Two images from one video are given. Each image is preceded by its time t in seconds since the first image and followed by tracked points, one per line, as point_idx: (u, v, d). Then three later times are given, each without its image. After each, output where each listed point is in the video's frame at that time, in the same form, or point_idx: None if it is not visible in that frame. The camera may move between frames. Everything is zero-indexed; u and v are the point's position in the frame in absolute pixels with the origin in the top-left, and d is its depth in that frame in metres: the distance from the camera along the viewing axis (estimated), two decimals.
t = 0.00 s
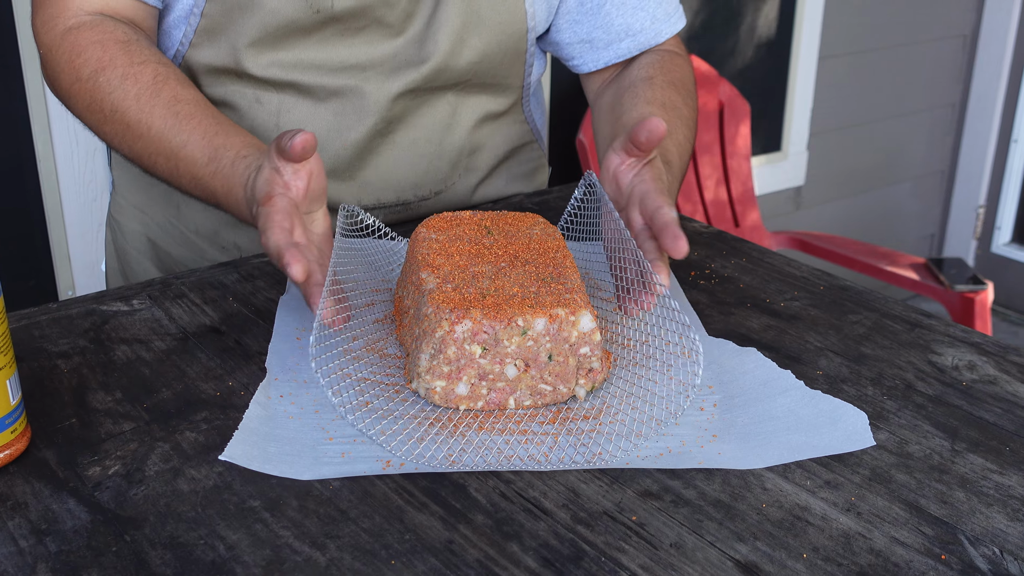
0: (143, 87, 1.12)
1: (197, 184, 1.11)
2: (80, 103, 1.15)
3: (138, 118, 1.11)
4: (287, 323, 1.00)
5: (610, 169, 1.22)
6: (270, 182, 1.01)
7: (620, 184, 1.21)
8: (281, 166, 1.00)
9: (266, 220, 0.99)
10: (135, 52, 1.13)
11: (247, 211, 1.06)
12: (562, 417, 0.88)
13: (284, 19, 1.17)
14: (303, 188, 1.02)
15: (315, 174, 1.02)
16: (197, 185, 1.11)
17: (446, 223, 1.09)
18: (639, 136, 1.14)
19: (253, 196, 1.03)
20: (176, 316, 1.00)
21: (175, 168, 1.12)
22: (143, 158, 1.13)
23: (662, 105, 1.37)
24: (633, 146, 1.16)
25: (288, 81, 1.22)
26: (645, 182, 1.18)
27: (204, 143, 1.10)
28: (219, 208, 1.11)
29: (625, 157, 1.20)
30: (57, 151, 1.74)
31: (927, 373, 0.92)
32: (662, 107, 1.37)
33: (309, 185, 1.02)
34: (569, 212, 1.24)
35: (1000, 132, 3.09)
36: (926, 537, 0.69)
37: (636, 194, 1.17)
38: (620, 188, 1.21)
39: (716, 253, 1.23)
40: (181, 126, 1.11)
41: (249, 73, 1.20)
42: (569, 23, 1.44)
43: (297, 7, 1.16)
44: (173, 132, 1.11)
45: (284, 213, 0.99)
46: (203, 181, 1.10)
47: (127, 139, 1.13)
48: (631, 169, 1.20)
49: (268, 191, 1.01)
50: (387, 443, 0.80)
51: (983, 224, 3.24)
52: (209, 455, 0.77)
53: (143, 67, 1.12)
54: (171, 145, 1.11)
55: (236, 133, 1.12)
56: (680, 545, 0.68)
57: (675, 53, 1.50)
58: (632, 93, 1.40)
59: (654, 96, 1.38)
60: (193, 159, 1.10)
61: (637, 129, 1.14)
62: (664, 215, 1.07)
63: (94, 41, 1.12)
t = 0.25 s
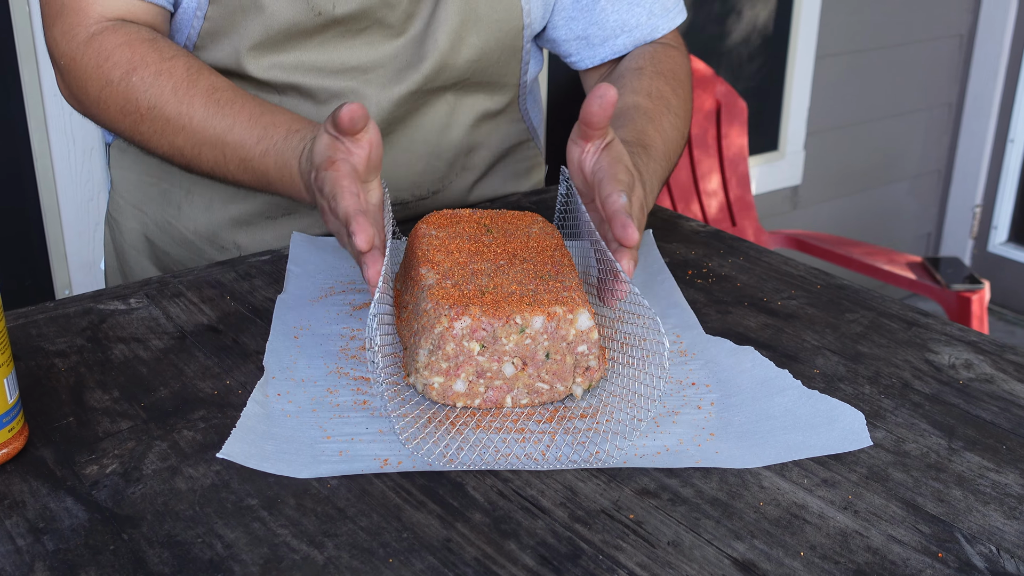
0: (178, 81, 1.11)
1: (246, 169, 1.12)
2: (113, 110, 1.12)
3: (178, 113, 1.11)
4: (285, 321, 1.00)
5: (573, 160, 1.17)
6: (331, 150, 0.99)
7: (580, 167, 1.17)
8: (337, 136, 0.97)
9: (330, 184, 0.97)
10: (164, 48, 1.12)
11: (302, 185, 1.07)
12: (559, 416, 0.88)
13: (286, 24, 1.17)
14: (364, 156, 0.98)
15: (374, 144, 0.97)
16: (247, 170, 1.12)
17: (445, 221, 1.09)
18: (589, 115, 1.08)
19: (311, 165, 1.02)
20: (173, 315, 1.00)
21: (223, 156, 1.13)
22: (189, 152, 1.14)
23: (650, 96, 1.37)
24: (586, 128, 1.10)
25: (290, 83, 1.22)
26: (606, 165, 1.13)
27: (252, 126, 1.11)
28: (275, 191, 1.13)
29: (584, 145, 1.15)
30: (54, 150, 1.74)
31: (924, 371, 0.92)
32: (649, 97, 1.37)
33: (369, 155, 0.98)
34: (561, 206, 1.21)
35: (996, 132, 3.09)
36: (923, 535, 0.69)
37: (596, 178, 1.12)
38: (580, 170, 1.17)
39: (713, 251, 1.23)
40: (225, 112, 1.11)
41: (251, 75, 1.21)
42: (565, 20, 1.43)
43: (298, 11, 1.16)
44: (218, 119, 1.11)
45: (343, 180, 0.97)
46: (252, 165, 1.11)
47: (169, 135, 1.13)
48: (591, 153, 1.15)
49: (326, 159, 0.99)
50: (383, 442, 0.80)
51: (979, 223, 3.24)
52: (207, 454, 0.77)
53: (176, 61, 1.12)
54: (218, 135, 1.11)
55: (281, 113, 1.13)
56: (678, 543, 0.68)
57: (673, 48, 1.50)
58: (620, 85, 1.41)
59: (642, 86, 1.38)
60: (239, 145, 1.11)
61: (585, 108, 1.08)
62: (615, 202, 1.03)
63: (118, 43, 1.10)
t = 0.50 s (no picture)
0: (159, 112, 1.12)
1: (212, 209, 1.11)
2: (99, 130, 1.15)
3: (155, 144, 1.12)
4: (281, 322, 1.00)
5: (616, 180, 1.18)
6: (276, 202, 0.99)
7: (625, 189, 1.18)
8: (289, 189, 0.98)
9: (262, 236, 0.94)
10: (149, 76, 1.13)
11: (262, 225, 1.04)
12: (555, 415, 0.88)
13: (284, 26, 1.17)
14: (311, 216, 1.00)
15: (325, 205, 1.00)
16: (214, 211, 1.11)
17: (439, 222, 1.09)
18: (645, 142, 1.09)
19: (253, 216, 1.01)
20: (169, 315, 1.00)
21: (194, 193, 1.12)
22: (162, 183, 1.14)
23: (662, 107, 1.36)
24: (638, 153, 1.12)
25: (288, 85, 1.22)
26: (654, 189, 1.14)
27: (221, 167, 1.10)
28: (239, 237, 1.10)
29: (631, 167, 1.16)
30: (50, 150, 1.73)
31: (919, 370, 0.92)
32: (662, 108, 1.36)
33: (317, 215, 1.00)
34: (565, 212, 1.23)
35: (991, 130, 3.08)
36: (919, 533, 0.69)
37: (644, 202, 1.13)
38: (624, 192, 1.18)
39: (709, 251, 1.23)
40: (197, 150, 1.11)
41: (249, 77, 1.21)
42: (564, 18, 1.44)
43: (298, 15, 1.16)
44: (190, 155, 1.11)
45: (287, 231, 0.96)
46: (218, 207, 1.10)
47: (146, 165, 1.14)
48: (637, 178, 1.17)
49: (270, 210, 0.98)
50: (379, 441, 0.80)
51: (975, 222, 3.24)
52: (203, 454, 0.77)
53: (159, 91, 1.12)
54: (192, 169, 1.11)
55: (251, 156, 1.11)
56: (674, 541, 0.68)
57: (671, 44, 1.50)
58: (632, 96, 1.39)
59: (654, 96, 1.37)
60: (210, 183, 1.10)
61: (641, 136, 1.09)
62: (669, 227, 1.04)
63: (106, 67, 1.12)
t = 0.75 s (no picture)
0: (181, 100, 1.12)
1: (246, 190, 1.11)
2: (119, 128, 1.13)
3: (179, 134, 1.11)
4: (278, 320, 1.00)
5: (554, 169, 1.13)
6: (329, 168, 0.98)
7: (563, 175, 1.12)
8: (337, 151, 0.97)
9: (330, 203, 0.93)
10: (166, 67, 1.12)
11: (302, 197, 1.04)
12: (552, 414, 0.88)
13: (281, 29, 1.17)
14: (363, 172, 0.99)
15: (373, 159, 0.99)
16: (247, 192, 1.12)
17: (436, 220, 1.09)
18: (571, 121, 1.05)
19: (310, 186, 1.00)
20: (165, 314, 1.00)
21: (229, 177, 1.12)
22: (190, 171, 1.14)
23: (642, 97, 1.37)
24: (568, 134, 1.07)
25: (286, 86, 1.23)
26: (587, 173, 1.09)
27: (252, 147, 1.11)
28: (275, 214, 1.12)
29: (565, 151, 1.11)
30: (46, 149, 1.73)
31: (916, 368, 0.92)
32: (642, 98, 1.37)
33: (367, 171, 0.99)
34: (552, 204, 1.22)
35: (987, 129, 3.09)
36: (916, 531, 0.69)
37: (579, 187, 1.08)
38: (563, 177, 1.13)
39: (706, 249, 1.23)
40: (227, 132, 1.11)
41: (246, 77, 1.21)
42: (562, 17, 1.44)
43: (295, 18, 1.16)
44: (219, 140, 1.11)
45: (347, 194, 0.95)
46: (253, 187, 1.11)
47: (172, 156, 1.13)
48: (573, 162, 1.11)
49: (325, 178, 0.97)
50: (376, 440, 0.80)
51: (971, 220, 3.25)
52: (199, 453, 0.77)
53: (177, 80, 1.12)
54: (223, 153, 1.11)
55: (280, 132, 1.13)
56: (671, 540, 0.68)
57: (669, 44, 1.49)
58: (614, 86, 1.40)
59: (636, 87, 1.38)
60: (241, 166, 1.11)
61: (567, 114, 1.05)
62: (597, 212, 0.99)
63: (121, 62, 1.10)
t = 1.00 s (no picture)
0: (175, 101, 1.11)
1: (242, 189, 1.11)
2: (113, 130, 1.12)
3: (174, 134, 1.11)
4: (274, 321, 1.00)
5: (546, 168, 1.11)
6: (326, 169, 0.97)
7: (553, 174, 1.11)
8: (334, 153, 0.96)
9: (327, 204, 0.92)
10: (160, 67, 1.12)
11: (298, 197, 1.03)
12: (548, 414, 0.88)
13: (279, 34, 1.17)
14: (360, 174, 0.98)
15: (370, 161, 0.98)
16: (244, 192, 1.11)
17: (432, 220, 1.09)
18: (565, 118, 1.03)
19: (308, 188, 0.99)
20: (161, 314, 1.00)
21: (225, 177, 1.12)
22: (186, 172, 1.13)
23: (635, 100, 1.37)
24: (560, 132, 1.06)
25: (283, 90, 1.23)
26: (579, 172, 1.08)
27: (247, 147, 1.10)
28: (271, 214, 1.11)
29: (557, 150, 1.09)
30: (42, 148, 1.73)
31: (912, 368, 0.92)
32: (636, 100, 1.37)
33: (364, 172, 0.98)
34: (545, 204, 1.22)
35: (984, 128, 3.10)
36: (912, 532, 0.69)
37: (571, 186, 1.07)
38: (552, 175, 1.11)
39: (702, 249, 1.23)
40: (222, 132, 1.11)
41: (243, 80, 1.21)
42: (559, 22, 1.42)
43: (293, 24, 1.16)
44: (213, 141, 1.11)
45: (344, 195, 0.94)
46: (249, 186, 1.10)
47: (167, 157, 1.13)
48: (565, 161, 1.10)
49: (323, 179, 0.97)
50: (372, 441, 0.80)
51: (968, 219, 3.25)
52: (195, 454, 0.77)
53: (172, 80, 1.12)
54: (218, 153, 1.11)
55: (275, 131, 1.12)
56: (667, 541, 0.68)
57: (665, 49, 1.49)
58: (607, 87, 1.40)
59: (628, 89, 1.38)
60: (236, 165, 1.10)
61: (561, 111, 1.03)
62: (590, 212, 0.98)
63: (116, 63, 1.10)
